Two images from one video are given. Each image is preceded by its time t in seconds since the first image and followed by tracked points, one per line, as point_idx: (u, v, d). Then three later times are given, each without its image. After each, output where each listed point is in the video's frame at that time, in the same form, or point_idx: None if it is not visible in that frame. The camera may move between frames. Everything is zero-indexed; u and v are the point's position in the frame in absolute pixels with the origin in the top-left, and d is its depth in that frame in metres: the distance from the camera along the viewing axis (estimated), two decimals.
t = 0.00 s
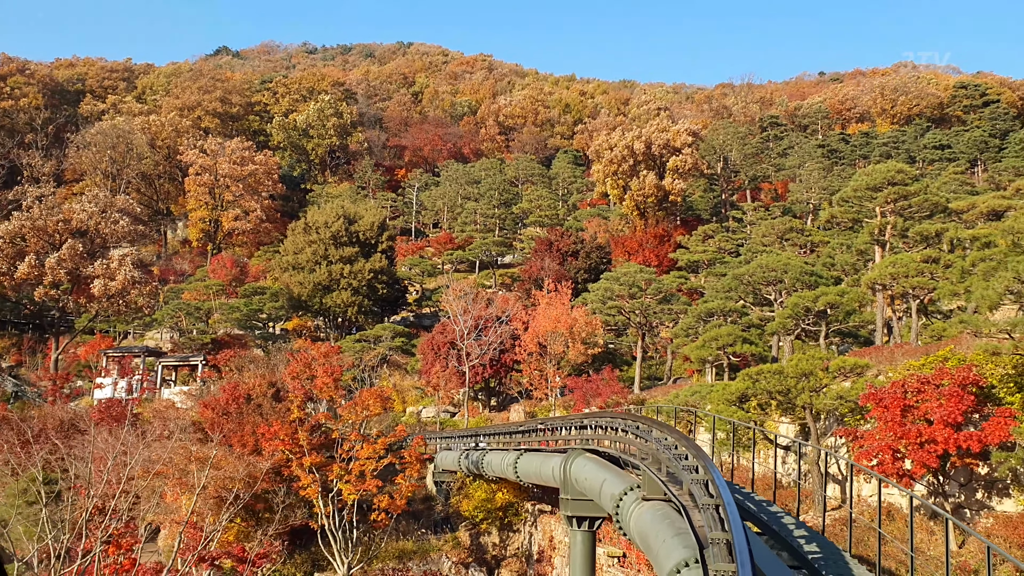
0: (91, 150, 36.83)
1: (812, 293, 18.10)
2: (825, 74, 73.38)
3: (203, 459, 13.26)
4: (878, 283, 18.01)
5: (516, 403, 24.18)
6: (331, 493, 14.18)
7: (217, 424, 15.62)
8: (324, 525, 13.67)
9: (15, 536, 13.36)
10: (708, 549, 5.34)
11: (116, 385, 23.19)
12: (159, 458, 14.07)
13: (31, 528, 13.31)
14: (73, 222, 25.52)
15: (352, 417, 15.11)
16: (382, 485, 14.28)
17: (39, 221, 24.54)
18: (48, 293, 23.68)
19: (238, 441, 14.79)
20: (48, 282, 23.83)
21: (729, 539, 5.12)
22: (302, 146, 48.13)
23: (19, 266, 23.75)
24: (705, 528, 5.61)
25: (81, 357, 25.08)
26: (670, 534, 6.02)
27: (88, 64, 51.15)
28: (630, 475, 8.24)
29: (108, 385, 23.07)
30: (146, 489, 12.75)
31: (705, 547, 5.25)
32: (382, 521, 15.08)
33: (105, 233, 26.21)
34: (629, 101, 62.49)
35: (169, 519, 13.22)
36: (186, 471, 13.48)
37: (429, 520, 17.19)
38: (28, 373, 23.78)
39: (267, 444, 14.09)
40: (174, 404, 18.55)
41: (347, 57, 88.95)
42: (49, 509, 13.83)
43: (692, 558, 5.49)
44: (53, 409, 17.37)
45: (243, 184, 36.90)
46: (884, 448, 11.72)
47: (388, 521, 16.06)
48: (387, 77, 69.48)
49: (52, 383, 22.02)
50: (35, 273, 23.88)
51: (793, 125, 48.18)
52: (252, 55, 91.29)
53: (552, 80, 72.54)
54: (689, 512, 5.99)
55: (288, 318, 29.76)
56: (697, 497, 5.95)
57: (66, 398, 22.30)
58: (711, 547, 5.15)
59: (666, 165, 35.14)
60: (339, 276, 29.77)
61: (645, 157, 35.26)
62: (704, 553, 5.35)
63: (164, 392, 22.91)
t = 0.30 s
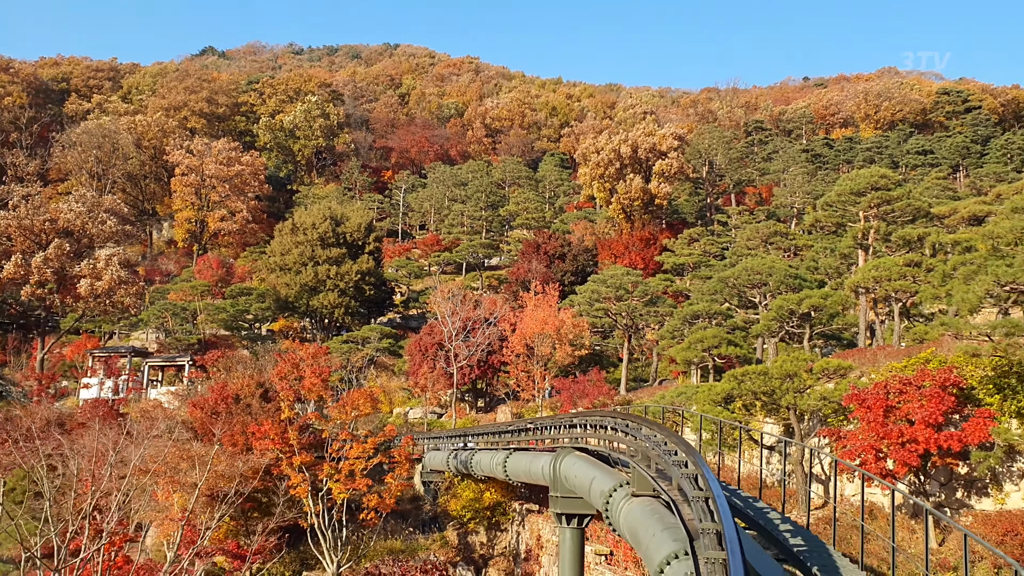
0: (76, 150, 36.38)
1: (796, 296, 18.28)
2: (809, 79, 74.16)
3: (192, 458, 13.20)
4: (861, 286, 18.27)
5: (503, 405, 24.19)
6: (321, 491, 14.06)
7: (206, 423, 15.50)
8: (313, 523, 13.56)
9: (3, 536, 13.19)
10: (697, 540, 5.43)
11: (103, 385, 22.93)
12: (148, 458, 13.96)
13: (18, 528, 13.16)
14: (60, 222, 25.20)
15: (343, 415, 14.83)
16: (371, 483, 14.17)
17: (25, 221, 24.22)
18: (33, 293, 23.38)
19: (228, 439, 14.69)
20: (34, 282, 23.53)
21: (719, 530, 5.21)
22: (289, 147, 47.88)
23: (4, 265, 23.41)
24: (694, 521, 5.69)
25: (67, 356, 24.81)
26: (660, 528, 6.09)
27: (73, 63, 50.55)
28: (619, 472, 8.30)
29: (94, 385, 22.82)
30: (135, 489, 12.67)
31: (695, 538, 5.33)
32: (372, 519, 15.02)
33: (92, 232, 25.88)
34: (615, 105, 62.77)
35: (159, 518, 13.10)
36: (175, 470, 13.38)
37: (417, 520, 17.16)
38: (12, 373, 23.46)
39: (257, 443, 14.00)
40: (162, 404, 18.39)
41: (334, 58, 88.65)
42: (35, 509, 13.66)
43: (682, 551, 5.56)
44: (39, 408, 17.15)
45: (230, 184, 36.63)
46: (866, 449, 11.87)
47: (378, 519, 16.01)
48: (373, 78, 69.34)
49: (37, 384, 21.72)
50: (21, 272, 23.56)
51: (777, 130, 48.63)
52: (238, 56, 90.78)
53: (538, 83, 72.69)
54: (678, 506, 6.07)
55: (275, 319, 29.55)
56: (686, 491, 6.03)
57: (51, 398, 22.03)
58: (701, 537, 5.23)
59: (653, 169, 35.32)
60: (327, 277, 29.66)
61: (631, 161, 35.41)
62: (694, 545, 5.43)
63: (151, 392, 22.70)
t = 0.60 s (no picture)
0: (57, 147, 35.82)
1: (778, 295, 18.51)
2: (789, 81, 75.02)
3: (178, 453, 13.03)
4: (842, 286, 18.54)
5: (488, 403, 24.21)
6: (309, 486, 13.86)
7: (191, 422, 15.33)
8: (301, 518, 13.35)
9: None
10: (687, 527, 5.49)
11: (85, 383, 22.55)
12: (132, 455, 13.75)
13: None
14: (42, 219, 24.83)
15: (330, 412, 14.36)
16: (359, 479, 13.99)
17: (7, 217, 23.82)
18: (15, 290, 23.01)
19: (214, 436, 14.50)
20: (16, 279, 23.16)
21: (707, 516, 5.27)
22: (272, 145, 47.54)
23: None
24: (682, 510, 5.74)
25: (49, 354, 24.45)
26: (648, 518, 6.15)
27: (53, 59, 49.78)
28: (606, 466, 8.37)
29: (76, 383, 22.50)
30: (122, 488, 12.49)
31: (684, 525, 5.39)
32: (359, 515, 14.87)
33: (75, 230, 25.52)
34: (598, 105, 63.00)
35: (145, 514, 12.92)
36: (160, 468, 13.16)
37: (402, 516, 17.14)
38: None
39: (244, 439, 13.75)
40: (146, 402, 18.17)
41: (316, 56, 88.12)
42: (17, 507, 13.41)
43: (670, 538, 5.63)
44: (20, 406, 16.87)
45: (212, 182, 36.27)
46: (847, 444, 12.05)
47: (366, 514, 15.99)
48: (356, 77, 69.10)
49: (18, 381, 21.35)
50: (2, 270, 23.17)
51: (759, 131, 49.14)
52: (220, 54, 89.86)
53: (522, 83, 72.81)
54: (666, 497, 6.13)
55: (258, 317, 29.29)
56: (674, 482, 6.09)
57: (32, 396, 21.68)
58: (689, 523, 5.30)
59: (636, 169, 35.50)
60: (310, 275, 29.50)
61: (614, 161, 35.56)
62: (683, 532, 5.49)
63: (134, 390, 22.43)
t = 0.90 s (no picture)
0: (37, 141, 35.17)
1: (759, 291, 18.73)
2: (770, 79, 75.72)
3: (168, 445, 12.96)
4: (822, 282, 18.76)
5: (472, 397, 24.27)
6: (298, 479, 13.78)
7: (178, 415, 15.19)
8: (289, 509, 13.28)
9: None
10: (675, 511, 5.61)
11: (69, 377, 22.26)
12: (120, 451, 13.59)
13: None
14: (23, 213, 24.38)
15: (317, 406, 14.23)
16: (347, 472, 13.94)
17: None
18: None
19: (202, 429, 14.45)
20: None
21: (695, 499, 5.39)
22: (254, 140, 47.08)
23: None
24: (670, 495, 5.85)
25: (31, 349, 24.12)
26: (636, 504, 6.26)
27: (31, 52, 48.84)
28: (594, 456, 8.46)
29: (60, 377, 22.22)
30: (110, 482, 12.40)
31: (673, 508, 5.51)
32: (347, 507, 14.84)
33: (58, 225, 25.12)
34: (581, 101, 63.14)
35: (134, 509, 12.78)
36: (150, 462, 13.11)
37: (388, 509, 17.19)
38: None
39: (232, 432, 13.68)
40: (130, 397, 17.96)
41: (298, 51, 87.24)
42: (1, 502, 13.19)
43: (658, 523, 5.74)
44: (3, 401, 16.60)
45: (195, 177, 35.85)
46: (827, 436, 12.27)
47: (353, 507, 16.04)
48: (338, 71, 68.66)
49: None
50: None
51: (740, 128, 49.56)
52: (201, 47, 88.68)
53: (505, 79, 72.72)
54: (654, 484, 6.25)
55: (241, 312, 29.04)
56: (662, 468, 6.20)
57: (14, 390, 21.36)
58: (679, 506, 5.40)
59: (619, 166, 35.66)
60: (294, 270, 29.33)
61: (597, 158, 35.67)
62: (672, 516, 5.60)
63: (118, 385, 22.20)
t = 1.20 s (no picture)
0: (9, 129, 34.32)
1: (737, 282, 18.94)
2: (747, 72, 76.45)
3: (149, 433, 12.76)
4: (798, 273, 19.10)
5: (453, 388, 24.34)
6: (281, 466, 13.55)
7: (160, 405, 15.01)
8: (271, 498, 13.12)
9: None
10: (658, 491, 5.70)
11: (46, 368, 21.88)
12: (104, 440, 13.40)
13: None
14: None
15: (300, 395, 14.11)
16: (331, 460, 13.81)
17: None
18: None
19: (184, 417, 14.26)
20: None
21: (679, 479, 5.48)
22: (231, 130, 46.43)
23: None
24: (653, 476, 5.95)
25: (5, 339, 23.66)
26: (620, 487, 6.35)
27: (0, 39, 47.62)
28: (577, 441, 8.56)
29: (36, 367, 21.83)
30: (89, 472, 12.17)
31: (656, 487, 5.61)
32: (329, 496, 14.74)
33: (33, 215, 24.57)
34: (560, 93, 63.15)
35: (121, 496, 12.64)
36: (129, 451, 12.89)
37: (369, 499, 17.22)
38: None
39: (216, 421, 13.54)
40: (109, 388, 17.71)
41: (274, 41, 86.10)
42: None
43: (642, 504, 5.83)
44: None
45: (172, 167, 35.29)
46: (803, 423, 12.57)
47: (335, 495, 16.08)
48: (316, 62, 67.95)
49: None
50: None
51: (718, 121, 50.01)
52: (177, 37, 87.07)
53: (483, 70, 72.49)
54: (637, 466, 6.35)
55: (219, 303, 28.70)
56: (645, 451, 6.30)
57: None
58: (662, 486, 5.50)
59: (598, 158, 35.77)
60: (273, 261, 29.08)
61: (577, 150, 35.77)
62: (655, 495, 5.70)
63: (96, 376, 21.88)
